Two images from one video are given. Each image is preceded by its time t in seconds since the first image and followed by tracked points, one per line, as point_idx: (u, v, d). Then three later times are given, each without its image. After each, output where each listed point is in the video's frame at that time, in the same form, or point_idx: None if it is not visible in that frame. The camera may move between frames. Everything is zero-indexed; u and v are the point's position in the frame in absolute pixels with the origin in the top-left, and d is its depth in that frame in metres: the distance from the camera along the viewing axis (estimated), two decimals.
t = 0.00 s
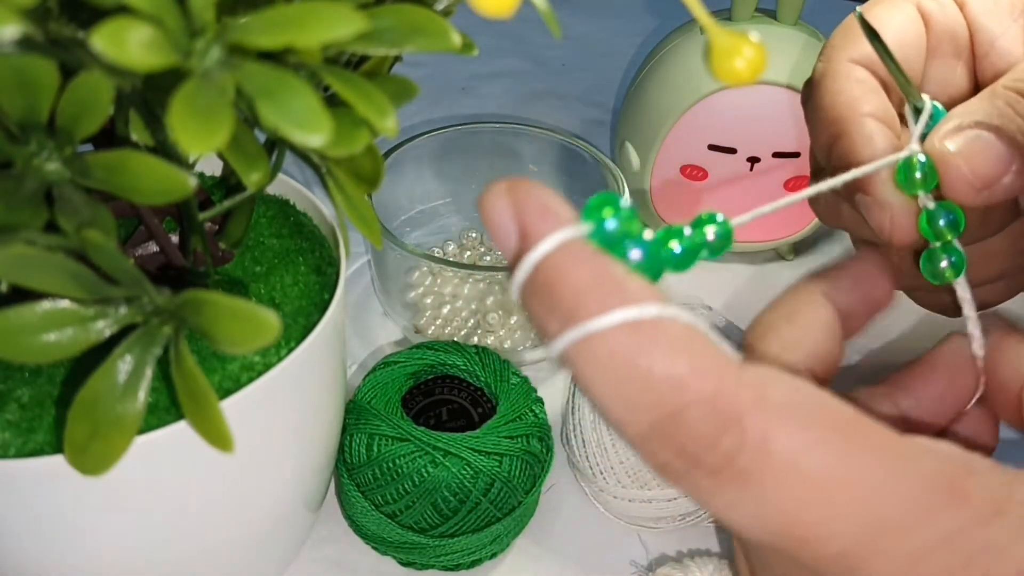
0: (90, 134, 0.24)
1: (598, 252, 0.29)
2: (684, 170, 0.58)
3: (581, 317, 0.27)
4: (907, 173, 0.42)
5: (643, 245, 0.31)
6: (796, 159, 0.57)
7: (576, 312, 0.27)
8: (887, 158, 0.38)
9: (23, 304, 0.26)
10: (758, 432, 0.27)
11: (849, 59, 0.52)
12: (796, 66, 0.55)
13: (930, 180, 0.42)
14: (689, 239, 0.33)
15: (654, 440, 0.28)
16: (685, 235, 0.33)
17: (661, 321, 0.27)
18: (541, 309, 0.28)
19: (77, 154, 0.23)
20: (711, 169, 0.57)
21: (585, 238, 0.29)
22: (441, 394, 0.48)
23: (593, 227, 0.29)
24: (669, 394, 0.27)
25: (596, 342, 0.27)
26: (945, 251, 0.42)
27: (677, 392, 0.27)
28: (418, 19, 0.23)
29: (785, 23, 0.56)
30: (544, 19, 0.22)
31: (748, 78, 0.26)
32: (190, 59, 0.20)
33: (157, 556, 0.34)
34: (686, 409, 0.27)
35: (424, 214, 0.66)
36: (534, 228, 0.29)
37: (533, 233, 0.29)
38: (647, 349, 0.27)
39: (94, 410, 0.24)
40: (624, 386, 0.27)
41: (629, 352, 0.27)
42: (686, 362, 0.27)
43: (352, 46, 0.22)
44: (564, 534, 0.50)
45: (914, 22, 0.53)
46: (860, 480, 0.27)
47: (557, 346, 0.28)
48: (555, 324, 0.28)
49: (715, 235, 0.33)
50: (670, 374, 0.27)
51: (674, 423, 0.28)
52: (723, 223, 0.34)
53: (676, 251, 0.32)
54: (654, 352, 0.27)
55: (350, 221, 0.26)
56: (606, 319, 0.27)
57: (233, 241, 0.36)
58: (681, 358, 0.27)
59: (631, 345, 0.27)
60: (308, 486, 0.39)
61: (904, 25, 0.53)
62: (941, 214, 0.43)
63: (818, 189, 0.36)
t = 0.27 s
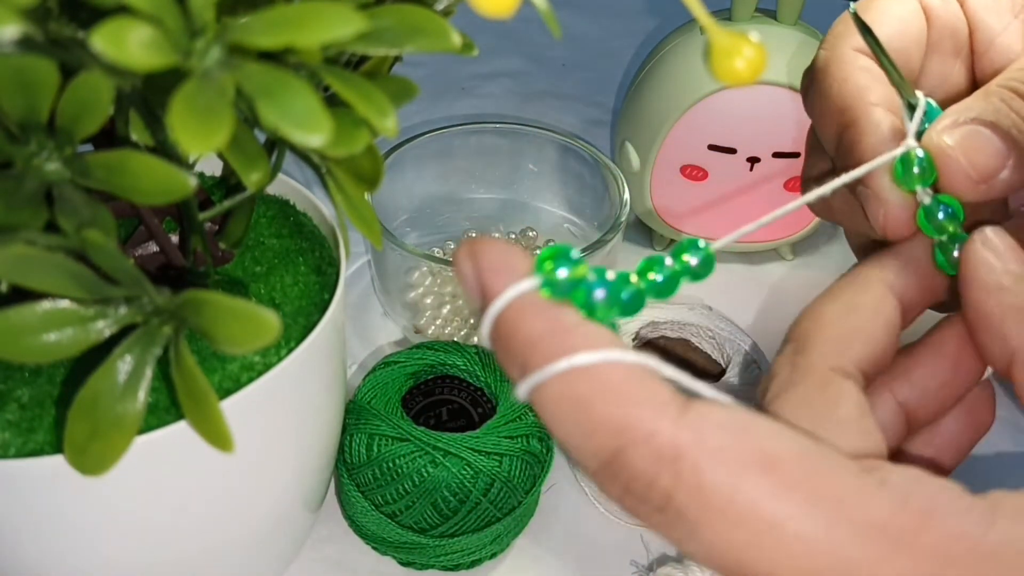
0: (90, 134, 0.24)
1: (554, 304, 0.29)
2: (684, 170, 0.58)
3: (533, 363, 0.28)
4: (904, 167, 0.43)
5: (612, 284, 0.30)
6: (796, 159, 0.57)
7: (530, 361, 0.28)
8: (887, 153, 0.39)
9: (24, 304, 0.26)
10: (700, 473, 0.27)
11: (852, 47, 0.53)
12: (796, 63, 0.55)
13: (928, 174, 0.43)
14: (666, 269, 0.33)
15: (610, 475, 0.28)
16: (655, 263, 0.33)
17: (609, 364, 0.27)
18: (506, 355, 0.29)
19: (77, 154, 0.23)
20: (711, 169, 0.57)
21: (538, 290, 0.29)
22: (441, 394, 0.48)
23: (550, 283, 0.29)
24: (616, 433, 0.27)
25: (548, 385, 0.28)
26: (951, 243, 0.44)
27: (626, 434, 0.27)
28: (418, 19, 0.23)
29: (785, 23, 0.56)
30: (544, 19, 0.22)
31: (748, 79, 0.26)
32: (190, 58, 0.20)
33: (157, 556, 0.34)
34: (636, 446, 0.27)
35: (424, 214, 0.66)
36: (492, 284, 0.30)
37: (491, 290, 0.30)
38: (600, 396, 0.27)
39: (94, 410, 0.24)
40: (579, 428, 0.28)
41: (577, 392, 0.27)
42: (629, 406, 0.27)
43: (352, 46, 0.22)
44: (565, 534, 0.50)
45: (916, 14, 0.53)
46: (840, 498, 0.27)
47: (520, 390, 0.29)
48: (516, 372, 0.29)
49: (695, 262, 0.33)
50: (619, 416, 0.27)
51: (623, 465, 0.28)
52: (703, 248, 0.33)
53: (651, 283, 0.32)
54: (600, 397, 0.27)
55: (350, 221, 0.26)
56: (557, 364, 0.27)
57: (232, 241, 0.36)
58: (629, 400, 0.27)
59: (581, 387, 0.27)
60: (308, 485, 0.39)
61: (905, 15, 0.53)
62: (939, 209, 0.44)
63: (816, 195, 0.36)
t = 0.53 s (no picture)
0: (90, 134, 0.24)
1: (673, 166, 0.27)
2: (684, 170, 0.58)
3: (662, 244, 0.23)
4: (912, 165, 0.42)
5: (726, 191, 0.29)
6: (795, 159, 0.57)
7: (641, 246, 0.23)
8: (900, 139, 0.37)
9: (24, 304, 0.26)
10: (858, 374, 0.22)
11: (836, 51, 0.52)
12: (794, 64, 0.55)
13: (935, 168, 0.42)
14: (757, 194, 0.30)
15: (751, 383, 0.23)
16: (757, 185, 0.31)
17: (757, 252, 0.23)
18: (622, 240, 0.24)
19: (77, 154, 0.23)
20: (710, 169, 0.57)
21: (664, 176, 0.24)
22: (441, 394, 0.48)
23: (685, 160, 0.27)
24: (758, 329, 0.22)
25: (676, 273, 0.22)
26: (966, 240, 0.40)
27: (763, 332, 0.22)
28: (418, 19, 0.23)
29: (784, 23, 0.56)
30: (544, 19, 0.22)
31: (747, 79, 0.26)
32: (191, 58, 0.20)
33: (157, 556, 0.34)
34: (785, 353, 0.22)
35: (424, 214, 0.66)
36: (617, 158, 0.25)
37: (617, 169, 0.25)
38: (737, 285, 0.22)
39: (94, 410, 0.24)
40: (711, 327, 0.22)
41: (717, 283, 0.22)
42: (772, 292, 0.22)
43: (352, 46, 0.22)
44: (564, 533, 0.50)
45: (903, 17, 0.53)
46: (979, 428, 0.24)
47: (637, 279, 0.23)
48: (641, 259, 0.23)
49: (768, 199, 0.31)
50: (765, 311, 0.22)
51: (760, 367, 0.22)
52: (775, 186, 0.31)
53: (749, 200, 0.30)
54: (742, 285, 0.22)
55: (351, 221, 0.26)
56: (693, 250, 0.22)
57: (232, 241, 0.36)
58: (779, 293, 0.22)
59: (713, 278, 0.22)
60: (308, 485, 0.39)
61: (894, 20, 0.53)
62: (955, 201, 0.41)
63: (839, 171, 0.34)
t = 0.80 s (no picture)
0: (90, 134, 0.24)
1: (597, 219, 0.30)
2: (684, 170, 0.58)
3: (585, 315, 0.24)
4: (906, 173, 0.41)
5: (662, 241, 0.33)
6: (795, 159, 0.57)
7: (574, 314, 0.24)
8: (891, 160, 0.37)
9: (24, 304, 0.26)
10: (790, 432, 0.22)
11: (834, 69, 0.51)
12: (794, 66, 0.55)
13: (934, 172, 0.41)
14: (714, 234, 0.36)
15: (688, 439, 0.23)
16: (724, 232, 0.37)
17: (686, 308, 0.23)
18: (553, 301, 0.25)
19: (77, 154, 0.23)
20: (710, 169, 0.57)
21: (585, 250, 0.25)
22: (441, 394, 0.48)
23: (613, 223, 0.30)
24: (688, 380, 0.23)
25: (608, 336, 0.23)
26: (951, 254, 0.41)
27: (701, 385, 0.23)
28: (418, 20, 0.23)
29: (784, 23, 0.56)
30: (543, 20, 0.22)
31: (748, 79, 0.26)
32: (191, 59, 0.20)
33: (157, 556, 0.34)
34: (707, 403, 0.23)
35: (424, 214, 0.66)
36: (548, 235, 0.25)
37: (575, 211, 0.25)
38: (667, 339, 0.23)
39: (94, 410, 0.24)
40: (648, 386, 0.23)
41: (647, 349, 0.23)
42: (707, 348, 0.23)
43: (352, 46, 0.22)
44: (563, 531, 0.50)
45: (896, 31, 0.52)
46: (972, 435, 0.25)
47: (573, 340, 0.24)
48: (577, 323, 0.24)
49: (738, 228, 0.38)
50: (697, 366, 0.23)
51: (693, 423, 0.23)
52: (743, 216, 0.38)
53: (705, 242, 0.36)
54: (672, 343, 0.23)
55: (351, 221, 0.26)
56: (628, 311, 0.23)
57: (233, 241, 0.36)
58: (710, 347, 0.23)
59: (648, 336, 0.23)
60: (308, 485, 0.39)
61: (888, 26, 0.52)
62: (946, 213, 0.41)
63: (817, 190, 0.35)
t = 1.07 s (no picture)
0: (90, 134, 0.24)
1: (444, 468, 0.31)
2: (684, 170, 0.58)
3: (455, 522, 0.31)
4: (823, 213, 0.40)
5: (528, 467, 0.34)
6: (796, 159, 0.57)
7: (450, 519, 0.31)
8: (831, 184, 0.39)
9: (24, 304, 0.26)
10: None
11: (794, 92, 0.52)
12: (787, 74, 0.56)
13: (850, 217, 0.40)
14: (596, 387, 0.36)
15: None
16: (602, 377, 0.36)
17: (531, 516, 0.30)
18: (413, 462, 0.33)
19: (77, 154, 0.23)
20: (710, 169, 0.58)
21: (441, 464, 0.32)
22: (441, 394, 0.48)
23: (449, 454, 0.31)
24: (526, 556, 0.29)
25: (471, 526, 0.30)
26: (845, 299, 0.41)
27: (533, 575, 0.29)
28: (418, 19, 0.23)
29: (784, 23, 0.56)
30: (543, 20, 0.22)
31: (747, 79, 0.26)
32: (190, 58, 0.20)
33: (157, 556, 0.34)
34: None
35: (424, 214, 0.66)
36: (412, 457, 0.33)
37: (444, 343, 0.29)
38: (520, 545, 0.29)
39: (94, 411, 0.24)
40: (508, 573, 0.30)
41: (504, 535, 0.30)
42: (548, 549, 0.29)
43: (352, 46, 0.22)
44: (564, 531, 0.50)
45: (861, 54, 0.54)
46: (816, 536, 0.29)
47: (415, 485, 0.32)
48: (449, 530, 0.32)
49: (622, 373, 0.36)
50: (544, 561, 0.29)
51: None
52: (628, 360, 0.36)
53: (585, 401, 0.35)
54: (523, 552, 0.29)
55: (351, 221, 0.26)
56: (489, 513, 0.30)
57: (233, 241, 0.36)
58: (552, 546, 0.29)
59: (512, 527, 0.30)
60: (308, 485, 0.39)
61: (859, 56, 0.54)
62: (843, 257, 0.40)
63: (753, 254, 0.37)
